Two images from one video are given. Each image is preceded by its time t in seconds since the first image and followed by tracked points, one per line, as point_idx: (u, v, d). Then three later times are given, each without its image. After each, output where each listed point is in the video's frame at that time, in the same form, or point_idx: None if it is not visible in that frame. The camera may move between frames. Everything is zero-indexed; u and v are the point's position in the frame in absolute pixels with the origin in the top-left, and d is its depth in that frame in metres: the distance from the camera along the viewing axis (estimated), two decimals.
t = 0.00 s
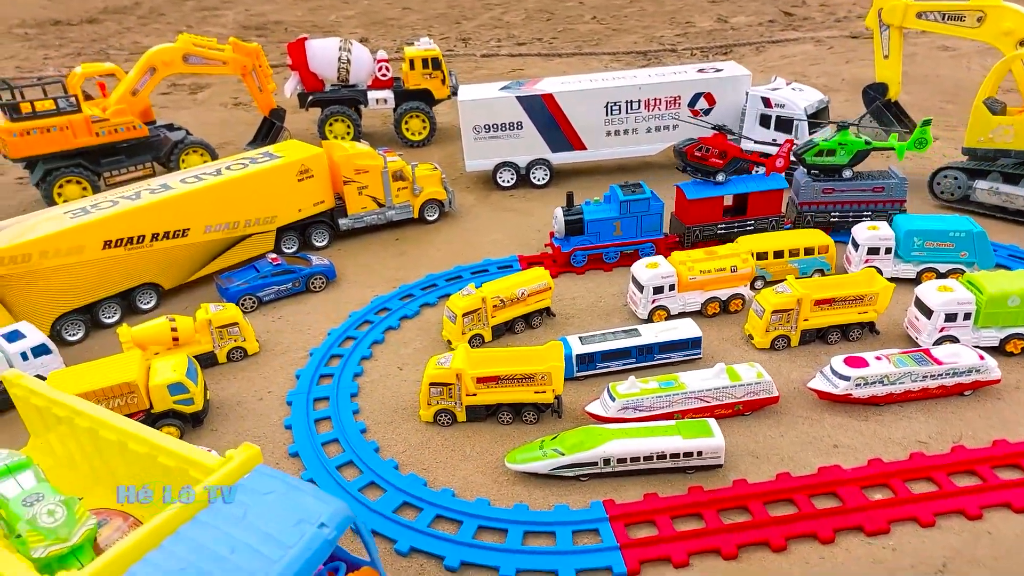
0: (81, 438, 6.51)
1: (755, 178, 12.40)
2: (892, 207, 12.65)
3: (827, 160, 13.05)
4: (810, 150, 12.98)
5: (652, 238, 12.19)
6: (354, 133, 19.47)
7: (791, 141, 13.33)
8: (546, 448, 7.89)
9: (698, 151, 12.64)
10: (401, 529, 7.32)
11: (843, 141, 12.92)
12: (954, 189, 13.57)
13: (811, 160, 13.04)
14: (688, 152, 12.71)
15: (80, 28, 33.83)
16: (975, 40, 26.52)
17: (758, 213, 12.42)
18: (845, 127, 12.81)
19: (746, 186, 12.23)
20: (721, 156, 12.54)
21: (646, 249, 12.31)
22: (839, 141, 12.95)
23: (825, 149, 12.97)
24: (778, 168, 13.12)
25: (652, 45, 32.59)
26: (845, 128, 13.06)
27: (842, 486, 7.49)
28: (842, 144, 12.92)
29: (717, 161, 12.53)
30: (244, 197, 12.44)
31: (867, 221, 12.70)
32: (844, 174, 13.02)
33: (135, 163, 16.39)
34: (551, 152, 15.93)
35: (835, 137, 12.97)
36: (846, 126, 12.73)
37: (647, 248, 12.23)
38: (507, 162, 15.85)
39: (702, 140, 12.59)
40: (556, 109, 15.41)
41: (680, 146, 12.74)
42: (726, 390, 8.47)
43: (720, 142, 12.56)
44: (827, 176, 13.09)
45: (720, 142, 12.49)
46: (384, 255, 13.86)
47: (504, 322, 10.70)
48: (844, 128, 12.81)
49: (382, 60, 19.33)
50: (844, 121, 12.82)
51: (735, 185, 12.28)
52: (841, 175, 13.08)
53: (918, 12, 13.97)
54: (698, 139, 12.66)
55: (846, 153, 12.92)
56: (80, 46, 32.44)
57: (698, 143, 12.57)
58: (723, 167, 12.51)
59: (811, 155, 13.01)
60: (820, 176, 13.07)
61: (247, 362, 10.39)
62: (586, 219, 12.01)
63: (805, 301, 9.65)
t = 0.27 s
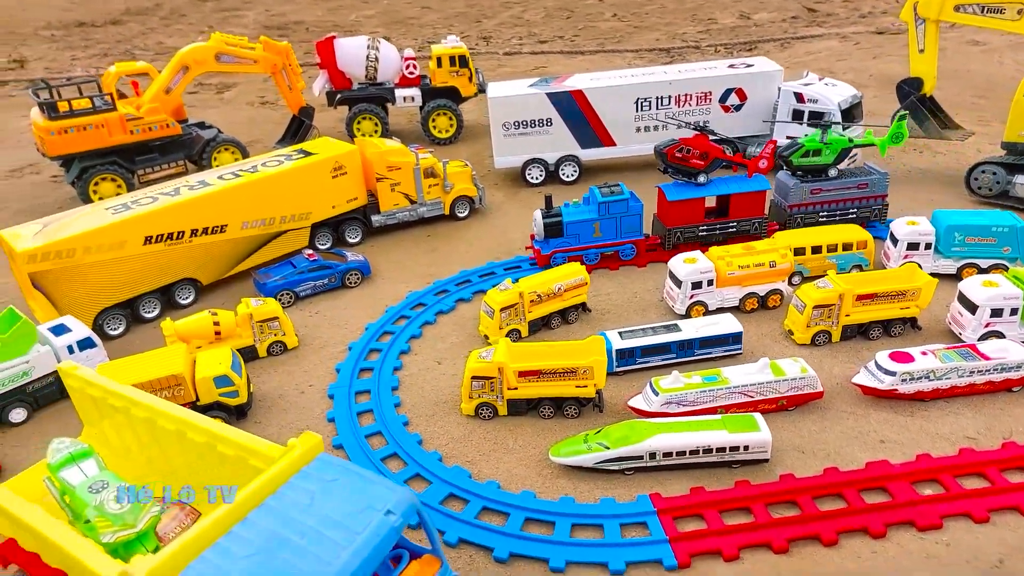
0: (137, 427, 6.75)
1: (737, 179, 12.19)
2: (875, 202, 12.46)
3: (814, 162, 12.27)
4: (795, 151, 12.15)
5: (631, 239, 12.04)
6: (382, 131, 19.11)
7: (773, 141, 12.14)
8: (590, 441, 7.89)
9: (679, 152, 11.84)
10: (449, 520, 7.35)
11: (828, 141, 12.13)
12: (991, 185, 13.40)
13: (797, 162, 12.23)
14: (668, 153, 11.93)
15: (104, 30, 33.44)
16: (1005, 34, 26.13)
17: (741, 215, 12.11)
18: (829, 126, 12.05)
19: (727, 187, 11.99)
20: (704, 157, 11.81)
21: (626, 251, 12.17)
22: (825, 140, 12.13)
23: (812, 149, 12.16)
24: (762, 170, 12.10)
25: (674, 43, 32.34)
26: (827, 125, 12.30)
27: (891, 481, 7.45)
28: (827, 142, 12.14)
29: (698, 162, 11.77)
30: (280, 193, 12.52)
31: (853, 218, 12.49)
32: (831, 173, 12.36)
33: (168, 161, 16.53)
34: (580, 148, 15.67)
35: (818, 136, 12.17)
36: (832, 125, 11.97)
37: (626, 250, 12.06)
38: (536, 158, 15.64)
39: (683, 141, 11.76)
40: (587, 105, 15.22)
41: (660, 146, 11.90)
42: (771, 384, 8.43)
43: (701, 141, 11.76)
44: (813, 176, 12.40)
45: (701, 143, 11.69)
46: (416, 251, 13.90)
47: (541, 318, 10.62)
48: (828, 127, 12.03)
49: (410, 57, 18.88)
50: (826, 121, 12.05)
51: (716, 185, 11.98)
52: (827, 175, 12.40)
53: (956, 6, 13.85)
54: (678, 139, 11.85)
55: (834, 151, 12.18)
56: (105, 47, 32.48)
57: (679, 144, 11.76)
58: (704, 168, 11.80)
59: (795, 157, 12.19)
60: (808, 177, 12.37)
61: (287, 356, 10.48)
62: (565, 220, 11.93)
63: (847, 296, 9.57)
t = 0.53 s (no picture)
0: (197, 413, 6.86)
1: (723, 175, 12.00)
2: (864, 198, 12.20)
3: (802, 157, 12.40)
4: (779, 149, 12.22)
5: (615, 237, 11.92)
6: (410, 125, 18.77)
7: (758, 137, 12.58)
8: (641, 430, 7.85)
9: (662, 148, 12.64)
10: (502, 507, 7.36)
11: (816, 137, 12.45)
12: None
13: (781, 159, 12.24)
14: (653, 150, 12.71)
15: (126, 27, 33.24)
16: None
17: (727, 211, 11.94)
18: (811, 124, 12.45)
19: (713, 183, 11.83)
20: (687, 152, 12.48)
21: (611, 248, 12.00)
22: (812, 136, 12.43)
23: (798, 145, 12.38)
24: (747, 165, 12.38)
25: (698, 35, 32.01)
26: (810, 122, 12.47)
27: (948, 469, 7.38)
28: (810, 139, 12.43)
29: (681, 157, 12.50)
30: (319, 184, 12.55)
31: (842, 214, 12.24)
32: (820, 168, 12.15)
33: (200, 155, 16.57)
34: (612, 140, 15.56)
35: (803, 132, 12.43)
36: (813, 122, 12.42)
37: (612, 247, 11.91)
38: (568, 150, 15.47)
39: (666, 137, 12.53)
40: (620, 96, 15.10)
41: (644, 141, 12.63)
42: (821, 373, 8.35)
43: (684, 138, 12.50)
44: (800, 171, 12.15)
45: (685, 139, 12.47)
46: (450, 242, 13.90)
47: (581, 308, 10.47)
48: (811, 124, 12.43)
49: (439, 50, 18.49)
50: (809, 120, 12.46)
51: (700, 182, 11.90)
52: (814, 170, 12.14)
53: None
54: (662, 136, 12.67)
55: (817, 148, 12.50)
56: (128, 43, 32.51)
57: (662, 140, 12.58)
58: (689, 164, 12.45)
59: (781, 152, 12.26)
60: (796, 173, 12.09)
61: (329, 346, 10.52)
62: (548, 219, 11.74)
63: (895, 285, 9.48)
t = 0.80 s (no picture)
0: (217, 396, 6.80)
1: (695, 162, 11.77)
2: (842, 184, 11.90)
3: (777, 142, 12.23)
4: (754, 134, 12.06)
5: (592, 225, 11.74)
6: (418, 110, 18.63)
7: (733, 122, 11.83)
8: (665, 412, 7.76)
9: (634, 134, 11.81)
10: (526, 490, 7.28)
11: (791, 120, 12.20)
12: None
13: (757, 145, 12.10)
14: (624, 137, 11.86)
15: (127, 16, 32.73)
16: None
17: (701, 197, 11.74)
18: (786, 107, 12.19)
19: (686, 170, 11.60)
20: (659, 139, 11.76)
21: (589, 237, 11.83)
22: (788, 121, 12.21)
23: (774, 130, 12.18)
24: (722, 151, 11.76)
25: (706, 18, 31.59)
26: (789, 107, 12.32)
27: (978, 448, 7.28)
28: (786, 123, 12.21)
29: (654, 145, 11.74)
30: (330, 169, 12.42)
31: (819, 201, 11.92)
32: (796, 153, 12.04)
33: (208, 142, 16.41)
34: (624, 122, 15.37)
35: (780, 116, 12.22)
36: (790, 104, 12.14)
37: (590, 235, 11.72)
38: (580, 134, 15.31)
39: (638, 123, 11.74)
40: (632, 79, 14.91)
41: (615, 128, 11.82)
42: (846, 353, 8.25)
43: (654, 123, 11.74)
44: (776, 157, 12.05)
45: (658, 125, 11.69)
46: (462, 226, 13.77)
47: (599, 292, 10.36)
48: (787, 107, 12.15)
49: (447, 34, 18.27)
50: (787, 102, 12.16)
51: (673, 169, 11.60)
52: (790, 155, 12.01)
53: None
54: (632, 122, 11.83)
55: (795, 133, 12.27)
56: (130, 32, 32.10)
57: (634, 127, 11.72)
58: (661, 151, 11.77)
59: (756, 139, 12.09)
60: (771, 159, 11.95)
61: (344, 331, 10.43)
62: (527, 211, 11.41)
63: (919, 264, 9.36)
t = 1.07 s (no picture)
0: (192, 390, 6.69)
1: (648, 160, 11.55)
2: (796, 182, 11.73)
3: (729, 140, 12.17)
4: (706, 132, 12.03)
5: (549, 225, 11.54)
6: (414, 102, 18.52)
7: (685, 119, 11.72)
8: (648, 409, 7.65)
9: (584, 133, 13.18)
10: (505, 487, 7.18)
11: (744, 118, 12.08)
12: None
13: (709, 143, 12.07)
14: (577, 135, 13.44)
15: (128, 7, 32.37)
16: None
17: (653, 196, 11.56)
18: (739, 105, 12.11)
19: (637, 168, 11.38)
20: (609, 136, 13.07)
21: (546, 239, 11.64)
22: (741, 119, 12.11)
23: (727, 129, 12.13)
24: (674, 149, 11.60)
25: (709, 10, 31.26)
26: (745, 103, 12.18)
27: (966, 449, 7.14)
28: (739, 121, 12.10)
29: (603, 142, 13.13)
30: (320, 161, 12.31)
31: (774, 199, 11.75)
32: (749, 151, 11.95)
33: (203, 133, 16.31)
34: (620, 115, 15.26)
35: (733, 114, 12.12)
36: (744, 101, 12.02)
37: (548, 237, 11.52)
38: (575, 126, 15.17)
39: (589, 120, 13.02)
40: (628, 71, 14.77)
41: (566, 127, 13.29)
42: (833, 351, 8.12)
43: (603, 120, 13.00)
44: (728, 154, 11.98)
45: (606, 124, 13.00)
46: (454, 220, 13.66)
47: (587, 286, 10.25)
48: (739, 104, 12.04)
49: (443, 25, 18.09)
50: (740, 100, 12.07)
51: (624, 167, 11.41)
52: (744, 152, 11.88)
53: None
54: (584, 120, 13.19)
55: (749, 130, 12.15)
56: (131, 23, 31.82)
57: (584, 126, 13.10)
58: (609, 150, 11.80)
59: (709, 137, 12.08)
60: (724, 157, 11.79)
61: (330, 325, 10.35)
62: (486, 217, 10.99)
63: (911, 261, 9.20)
